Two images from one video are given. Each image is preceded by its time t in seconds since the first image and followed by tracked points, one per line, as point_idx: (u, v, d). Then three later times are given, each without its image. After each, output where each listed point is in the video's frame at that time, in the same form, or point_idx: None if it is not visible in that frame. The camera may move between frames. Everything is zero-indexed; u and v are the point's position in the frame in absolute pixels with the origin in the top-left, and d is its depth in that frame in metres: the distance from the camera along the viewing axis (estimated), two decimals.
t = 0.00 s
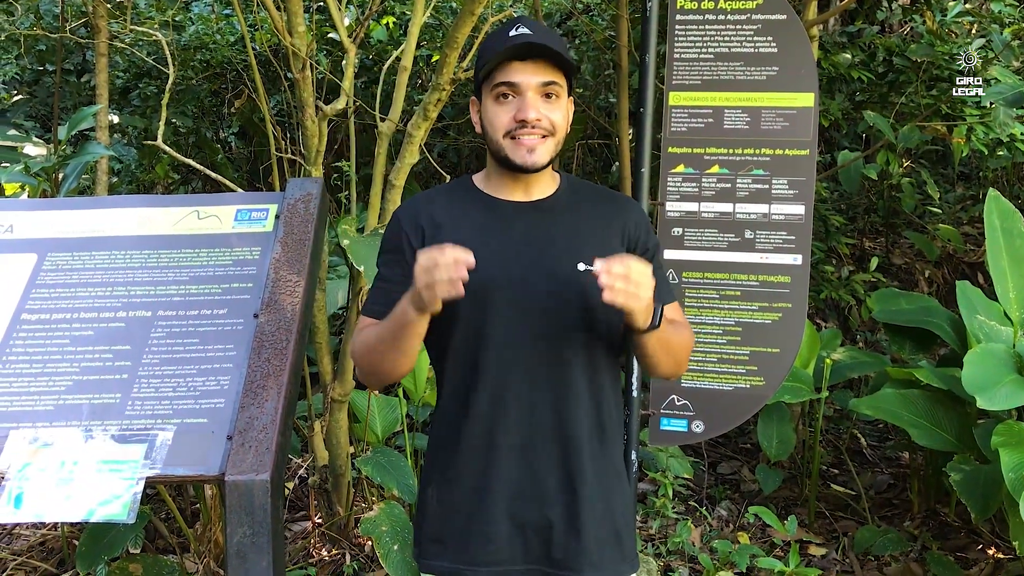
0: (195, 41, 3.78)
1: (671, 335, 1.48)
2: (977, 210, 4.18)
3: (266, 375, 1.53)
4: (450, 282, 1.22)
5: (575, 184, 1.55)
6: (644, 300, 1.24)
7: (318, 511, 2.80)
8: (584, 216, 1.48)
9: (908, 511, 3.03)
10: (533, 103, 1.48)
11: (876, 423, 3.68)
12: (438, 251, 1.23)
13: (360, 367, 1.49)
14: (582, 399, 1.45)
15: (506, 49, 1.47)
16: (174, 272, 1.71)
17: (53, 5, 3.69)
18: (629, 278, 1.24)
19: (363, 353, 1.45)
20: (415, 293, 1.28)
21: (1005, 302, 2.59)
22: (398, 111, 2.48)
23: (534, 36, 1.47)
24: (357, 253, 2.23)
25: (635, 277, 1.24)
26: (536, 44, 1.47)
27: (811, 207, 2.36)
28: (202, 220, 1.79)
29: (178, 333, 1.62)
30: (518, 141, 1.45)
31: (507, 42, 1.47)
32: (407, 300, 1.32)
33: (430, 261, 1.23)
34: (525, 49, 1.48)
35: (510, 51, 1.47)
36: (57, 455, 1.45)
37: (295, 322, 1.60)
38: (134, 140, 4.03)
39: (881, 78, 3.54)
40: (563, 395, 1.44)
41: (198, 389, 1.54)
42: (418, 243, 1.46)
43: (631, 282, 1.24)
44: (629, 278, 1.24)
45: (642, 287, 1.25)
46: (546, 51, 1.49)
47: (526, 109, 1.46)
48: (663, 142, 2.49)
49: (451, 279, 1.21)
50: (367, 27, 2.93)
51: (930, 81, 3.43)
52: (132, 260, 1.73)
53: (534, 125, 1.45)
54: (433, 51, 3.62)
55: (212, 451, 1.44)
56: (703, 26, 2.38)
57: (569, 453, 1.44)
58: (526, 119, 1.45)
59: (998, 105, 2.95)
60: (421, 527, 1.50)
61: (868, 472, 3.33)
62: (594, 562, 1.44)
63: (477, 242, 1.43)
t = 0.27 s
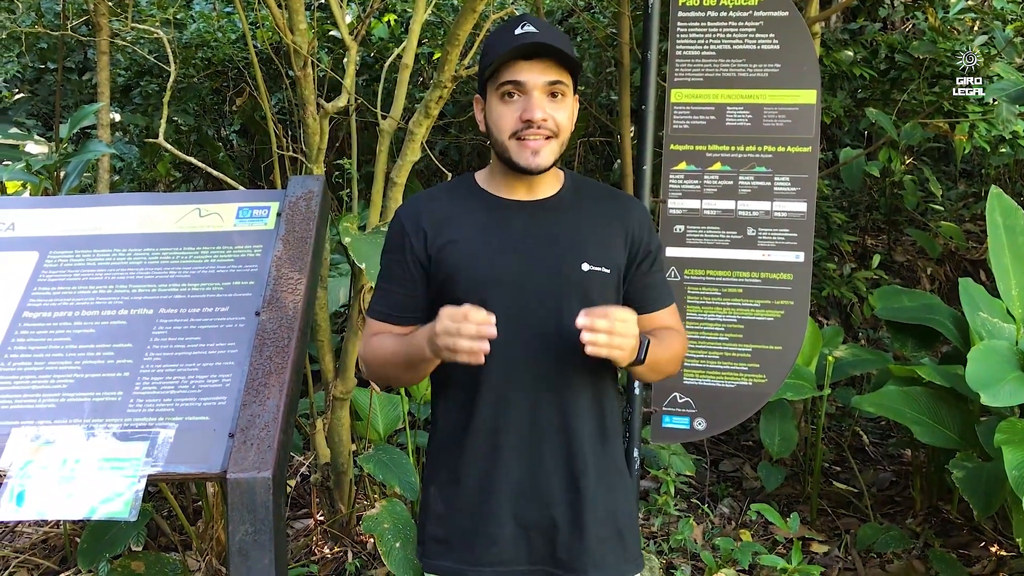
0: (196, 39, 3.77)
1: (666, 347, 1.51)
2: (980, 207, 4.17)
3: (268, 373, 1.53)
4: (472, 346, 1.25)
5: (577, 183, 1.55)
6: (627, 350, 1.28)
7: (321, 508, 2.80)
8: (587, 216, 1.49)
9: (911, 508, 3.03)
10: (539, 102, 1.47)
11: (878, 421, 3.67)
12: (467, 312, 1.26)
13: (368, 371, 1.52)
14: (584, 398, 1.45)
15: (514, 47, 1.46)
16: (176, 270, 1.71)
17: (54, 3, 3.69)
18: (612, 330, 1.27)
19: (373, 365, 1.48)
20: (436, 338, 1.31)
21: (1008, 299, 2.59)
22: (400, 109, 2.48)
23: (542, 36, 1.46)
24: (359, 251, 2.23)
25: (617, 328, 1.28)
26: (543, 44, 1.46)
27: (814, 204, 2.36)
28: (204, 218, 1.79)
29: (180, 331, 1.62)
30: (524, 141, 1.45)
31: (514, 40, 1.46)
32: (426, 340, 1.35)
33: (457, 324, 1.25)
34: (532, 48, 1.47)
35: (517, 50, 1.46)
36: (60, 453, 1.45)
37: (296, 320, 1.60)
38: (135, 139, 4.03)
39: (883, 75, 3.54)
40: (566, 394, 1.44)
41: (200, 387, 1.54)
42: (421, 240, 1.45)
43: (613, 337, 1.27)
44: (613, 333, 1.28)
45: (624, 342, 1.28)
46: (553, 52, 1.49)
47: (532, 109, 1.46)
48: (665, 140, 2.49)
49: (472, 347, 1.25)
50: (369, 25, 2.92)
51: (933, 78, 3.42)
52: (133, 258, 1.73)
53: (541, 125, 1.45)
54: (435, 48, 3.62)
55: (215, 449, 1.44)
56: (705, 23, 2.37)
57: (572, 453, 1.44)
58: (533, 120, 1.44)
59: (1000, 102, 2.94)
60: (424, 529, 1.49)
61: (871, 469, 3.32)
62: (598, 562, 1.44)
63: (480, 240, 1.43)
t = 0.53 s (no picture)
0: (196, 37, 3.77)
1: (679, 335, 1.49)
2: (981, 205, 4.16)
3: (269, 372, 1.53)
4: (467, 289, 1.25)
5: (580, 180, 1.54)
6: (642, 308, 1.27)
7: (321, 507, 2.80)
8: (590, 213, 1.48)
9: (912, 507, 3.03)
10: (543, 98, 1.47)
11: (879, 419, 3.68)
12: (456, 262, 1.25)
13: (373, 366, 1.50)
14: (588, 397, 1.45)
15: (517, 43, 1.46)
16: (176, 268, 1.71)
17: (54, 1, 3.69)
18: (627, 286, 1.26)
19: (376, 355, 1.46)
20: (430, 299, 1.30)
21: (1010, 297, 2.58)
22: (401, 107, 2.47)
23: (545, 31, 1.45)
24: (360, 249, 2.23)
25: (633, 284, 1.27)
26: (546, 39, 1.46)
27: (815, 202, 2.35)
28: (205, 216, 1.79)
29: (180, 329, 1.62)
30: (528, 137, 1.44)
31: (516, 37, 1.46)
32: (420, 305, 1.34)
33: (448, 274, 1.25)
34: (534, 45, 1.46)
35: (520, 47, 1.46)
36: (60, 451, 1.45)
37: (297, 319, 1.59)
38: (136, 137, 4.03)
39: (884, 73, 3.53)
40: (569, 392, 1.44)
41: (201, 385, 1.54)
42: (423, 239, 1.45)
43: (628, 291, 1.26)
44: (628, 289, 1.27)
45: (639, 298, 1.28)
46: (557, 48, 1.48)
47: (536, 105, 1.45)
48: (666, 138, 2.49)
49: (466, 287, 1.24)
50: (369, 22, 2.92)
51: (934, 76, 3.41)
52: (134, 256, 1.73)
53: (544, 120, 1.44)
54: (435, 46, 3.61)
55: (215, 447, 1.44)
56: (706, 20, 2.37)
57: (575, 451, 1.43)
58: (536, 116, 1.44)
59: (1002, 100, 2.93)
60: (427, 527, 1.49)
61: (872, 468, 3.32)
62: (601, 561, 1.44)
63: (482, 238, 1.43)
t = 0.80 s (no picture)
0: (198, 35, 3.77)
1: (678, 345, 1.52)
2: (983, 204, 4.15)
3: (270, 370, 1.53)
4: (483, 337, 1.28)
5: (585, 180, 1.54)
6: (639, 348, 1.30)
7: (322, 505, 2.80)
8: (595, 213, 1.48)
9: (913, 506, 3.03)
10: (548, 108, 1.45)
11: (880, 418, 3.67)
12: (476, 307, 1.28)
13: (376, 373, 1.54)
14: (591, 396, 1.45)
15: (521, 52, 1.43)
16: (177, 266, 1.71)
17: None
18: (623, 327, 1.29)
19: (382, 366, 1.50)
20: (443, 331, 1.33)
21: (1011, 296, 2.58)
22: (402, 105, 2.47)
23: (550, 40, 1.43)
24: (361, 247, 2.23)
25: (629, 325, 1.30)
26: (551, 47, 1.43)
27: (817, 201, 2.35)
28: (206, 214, 1.79)
29: (181, 327, 1.62)
30: (533, 148, 1.43)
31: (522, 45, 1.43)
32: (435, 335, 1.36)
33: (466, 319, 1.27)
34: (540, 53, 1.44)
35: (525, 55, 1.43)
36: (61, 449, 1.45)
37: (298, 317, 1.59)
38: (137, 135, 4.03)
39: (886, 72, 3.53)
40: (573, 391, 1.44)
41: (202, 384, 1.54)
42: (428, 237, 1.44)
43: (625, 333, 1.29)
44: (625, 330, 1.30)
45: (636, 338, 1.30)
46: (562, 55, 1.45)
47: (541, 115, 1.44)
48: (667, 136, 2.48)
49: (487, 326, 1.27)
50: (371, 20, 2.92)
51: (936, 75, 3.40)
52: (136, 254, 1.73)
53: (549, 132, 1.43)
54: (436, 44, 3.61)
55: (216, 446, 1.44)
56: (708, 19, 2.37)
57: (579, 450, 1.43)
58: (541, 126, 1.43)
59: (1004, 99, 2.93)
60: (431, 527, 1.49)
61: (873, 467, 3.32)
62: (606, 561, 1.43)
63: (486, 238, 1.43)
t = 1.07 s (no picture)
0: (199, 33, 3.77)
1: (683, 340, 1.52)
2: (985, 203, 4.15)
3: (271, 368, 1.53)
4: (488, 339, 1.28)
5: (589, 177, 1.54)
6: (646, 344, 1.30)
7: (323, 503, 2.80)
8: (599, 210, 1.48)
9: (914, 505, 3.03)
10: (552, 99, 1.46)
11: (881, 417, 3.67)
12: (482, 307, 1.28)
13: (379, 368, 1.54)
14: (596, 394, 1.45)
15: (530, 41, 1.44)
16: (179, 264, 1.71)
17: None
18: (631, 325, 1.29)
19: (385, 362, 1.50)
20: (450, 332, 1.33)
21: (1013, 295, 2.58)
22: (404, 103, 2.47)
23: (559, 31, 1.44)
24: (362, 246, 2.23)
25: (636, 322, 1.30)
26: (560, 38, 1.44)
27: (818, 200, 2.35)
28: (207, 212, 1.78)
29: (183, 325, 1.62)
30: (534, 137, 1.44)
31: (531, 34, 1.44)
32: (441, 336, 1.36)
33: (472, 320, 1.27)
34: (548, 43, 1.45)
35: (534, 44, 1.44)
36: (62, 447, 1.45)
37: (300, 315, 1.59)
38: (138, 133, 4.03)
39: (888, 71, 3.52)
40: (578, 390, 1.44)
41: (203, 381, 1.54)
42: (431, 235, 1.44)
43: (630, 331, 1.29)
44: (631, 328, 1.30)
45: (642, 335, 1.30)
46: (571, 48, 1.46)
47: (545, 105, 1.45)
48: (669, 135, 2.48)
49: (493, 328, 1.26)
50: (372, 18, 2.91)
51: (938, 74, 3.40)
52: (137, 251, 1.73)
53: (551, 122, 1.43)
54: (438, 42, 3.61)
55: (217, 443, 1.45)
56: (710, 18, 2.37)
57: (583, 449, 1.43)
58: (544, 115, 1.43)
59: (1006, 98, 2.92)
60: (435, 525, 1.49)
61: (874, 466, 3.32)
62: (610, 560, 1.43)
63: (489, 235, 1.43)
